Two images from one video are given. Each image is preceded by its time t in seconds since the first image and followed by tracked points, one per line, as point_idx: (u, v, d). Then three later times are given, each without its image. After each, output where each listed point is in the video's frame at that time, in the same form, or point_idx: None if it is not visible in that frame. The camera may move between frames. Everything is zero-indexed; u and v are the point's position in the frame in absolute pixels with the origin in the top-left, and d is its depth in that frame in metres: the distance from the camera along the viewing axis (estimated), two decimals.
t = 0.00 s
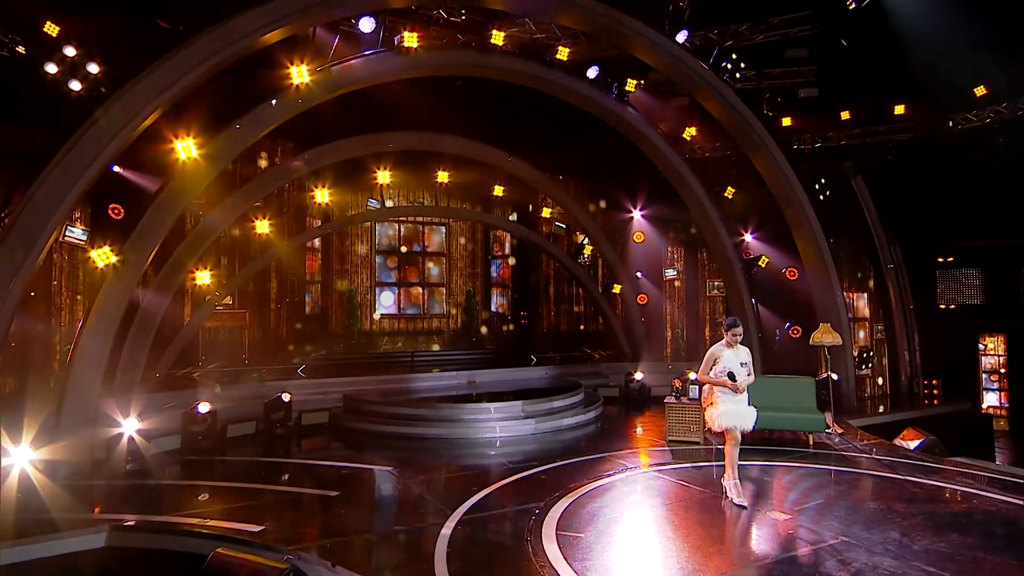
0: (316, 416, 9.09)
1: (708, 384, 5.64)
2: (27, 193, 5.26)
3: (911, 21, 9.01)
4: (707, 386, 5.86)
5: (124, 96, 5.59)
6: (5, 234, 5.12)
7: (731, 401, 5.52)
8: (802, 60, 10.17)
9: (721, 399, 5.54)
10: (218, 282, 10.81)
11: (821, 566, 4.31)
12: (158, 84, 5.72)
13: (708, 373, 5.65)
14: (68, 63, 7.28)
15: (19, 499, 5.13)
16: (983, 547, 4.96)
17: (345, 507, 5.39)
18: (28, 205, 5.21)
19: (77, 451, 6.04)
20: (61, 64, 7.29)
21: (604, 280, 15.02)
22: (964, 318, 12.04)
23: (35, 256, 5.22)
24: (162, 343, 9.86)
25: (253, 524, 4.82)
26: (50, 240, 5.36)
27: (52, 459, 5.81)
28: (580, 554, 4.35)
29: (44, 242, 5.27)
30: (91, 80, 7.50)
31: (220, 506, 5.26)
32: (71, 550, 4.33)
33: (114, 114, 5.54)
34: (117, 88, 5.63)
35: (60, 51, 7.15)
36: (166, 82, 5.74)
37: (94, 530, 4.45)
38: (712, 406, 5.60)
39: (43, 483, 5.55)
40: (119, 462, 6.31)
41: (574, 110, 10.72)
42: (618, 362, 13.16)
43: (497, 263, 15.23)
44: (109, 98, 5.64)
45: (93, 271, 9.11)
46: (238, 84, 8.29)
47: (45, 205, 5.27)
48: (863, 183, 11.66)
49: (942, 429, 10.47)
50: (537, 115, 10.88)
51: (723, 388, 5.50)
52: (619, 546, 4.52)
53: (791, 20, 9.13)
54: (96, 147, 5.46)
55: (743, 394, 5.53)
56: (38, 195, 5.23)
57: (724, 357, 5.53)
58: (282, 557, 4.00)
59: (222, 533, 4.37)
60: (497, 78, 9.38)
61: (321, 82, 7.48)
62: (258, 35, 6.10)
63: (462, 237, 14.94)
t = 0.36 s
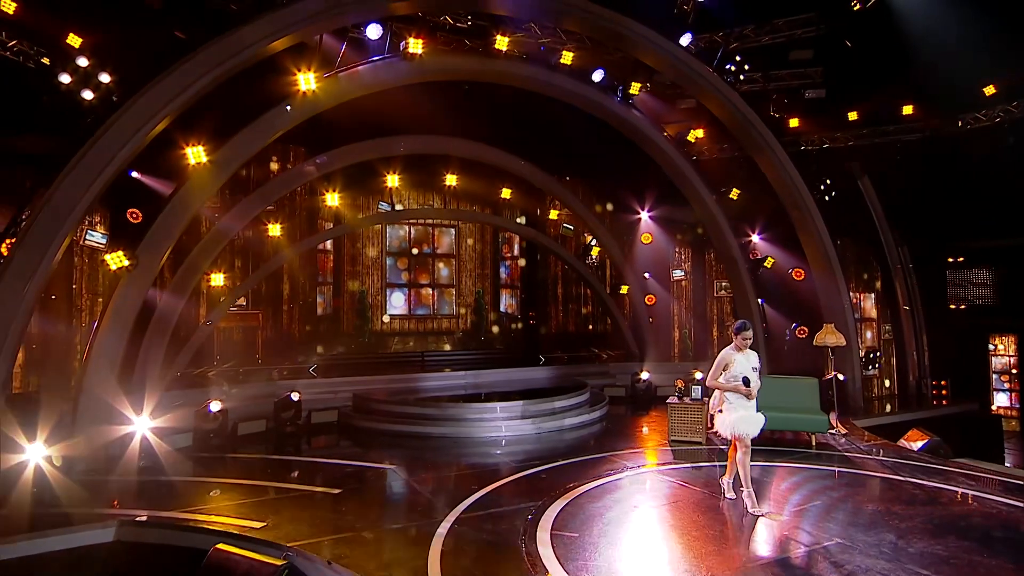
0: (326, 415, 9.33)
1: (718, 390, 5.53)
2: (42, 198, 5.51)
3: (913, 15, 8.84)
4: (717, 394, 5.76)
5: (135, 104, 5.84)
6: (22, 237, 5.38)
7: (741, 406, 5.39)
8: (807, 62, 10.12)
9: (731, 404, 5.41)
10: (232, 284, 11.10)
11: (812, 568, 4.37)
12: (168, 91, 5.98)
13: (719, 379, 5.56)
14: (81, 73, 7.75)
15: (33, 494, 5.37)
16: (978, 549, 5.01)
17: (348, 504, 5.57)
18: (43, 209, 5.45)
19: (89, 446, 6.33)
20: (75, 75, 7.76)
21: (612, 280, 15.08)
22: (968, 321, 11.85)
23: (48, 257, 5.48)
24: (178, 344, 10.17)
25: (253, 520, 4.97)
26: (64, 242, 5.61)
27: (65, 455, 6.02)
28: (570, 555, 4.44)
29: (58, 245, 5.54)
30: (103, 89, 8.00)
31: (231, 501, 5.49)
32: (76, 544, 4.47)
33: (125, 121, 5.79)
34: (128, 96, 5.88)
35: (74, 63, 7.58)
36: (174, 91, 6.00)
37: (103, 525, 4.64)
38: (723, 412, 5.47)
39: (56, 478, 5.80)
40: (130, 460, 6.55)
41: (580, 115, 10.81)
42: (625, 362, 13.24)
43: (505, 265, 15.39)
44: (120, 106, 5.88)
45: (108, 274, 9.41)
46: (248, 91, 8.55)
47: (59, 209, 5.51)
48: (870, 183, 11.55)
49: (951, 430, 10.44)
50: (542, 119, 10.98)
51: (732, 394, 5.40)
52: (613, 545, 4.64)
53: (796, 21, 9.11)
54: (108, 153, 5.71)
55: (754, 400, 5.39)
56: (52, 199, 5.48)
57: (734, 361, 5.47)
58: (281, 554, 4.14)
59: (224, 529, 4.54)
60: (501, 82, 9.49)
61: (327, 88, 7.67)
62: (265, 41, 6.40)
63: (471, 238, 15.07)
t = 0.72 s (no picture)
0: (339, 413, 9.62)
1: (731, 392, 5.52)
2: (63, 205, 5.79)
3: (919, 11, 8.55)
4: (727, 397, 5.73)
5: (149, 115, 6.11)
6: (46, 240, 5.64)
7: (755, 408, 5.40)
8: (818, 62, 10.03)
9: (744, 407, 5.41)
10: (249, 285, 11.43)
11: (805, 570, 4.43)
12: (181, 102, 6.24)
13: (731, 380, 5.53)
14: (100, 85, 8.21)
15: (58, 486, 5.66)
16: (976, 552, 5.02)
17: (356, 500, 5.78)
18: (64, 216, 5.71)
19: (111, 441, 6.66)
20: (95, 86, 8.21)
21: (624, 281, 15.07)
22: (984, 320, 11.68)
23: (70, 262, 5.74)
24: (200, 343, 10.56)
25: (259, 517, 5.14)
26: (85, 246, 5.88)
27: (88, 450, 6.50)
28: (565, 554, 4.57)
29: (79, 247, 5.80)
30: (121, 99, 8.42)
31: (244, 497, 5.72)
32: (86, 537, 4.71)
33: (141, 130, 6.06)
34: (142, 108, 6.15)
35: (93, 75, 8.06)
36: (187, 102, 6.26)
37: (121, 517, 4.88)
38: (736, 414, 5.45)
39: (79, 472, 6.11)
40: (150, 455, 6.88)
41: (589, 118, 10.88)
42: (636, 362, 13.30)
43: (518, 266, 15.50)
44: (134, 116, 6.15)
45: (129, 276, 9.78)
46: (262, 99, 8.82)
47: (80, 214, 5.78)
48: (881, 183, 11.48)
49: (965, 431, 10.34)
50: (551, 122, 11.05)
51: (743, 395, 5.43)
52: (608, 546, 4.76)
53: (805, 22, 9.05)
54: (124, 161, 5.99)
55: (767, 402, 5.42)
56: (73, 205, 5.75)
57: (746, 362, 5.48)
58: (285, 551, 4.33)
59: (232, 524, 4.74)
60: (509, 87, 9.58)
61: (339, 92, 7.91)
62: (278, 50, 6.66)
63: (483, 240, 15.15)
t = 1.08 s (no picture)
0: (355, 411, 9.95)
1: (741, 394, 5.55)
2: (89, 210, 5.93)
3: (935, 7, 8.31)
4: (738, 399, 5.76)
5: (171, 122, 6.36)
6: (73, 243, 5.76)
7: (766, 412, 5.43)
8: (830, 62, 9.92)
9: (753, 411, 5.45)
10: (270, 287, 11.78)
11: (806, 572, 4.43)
12: (201, 111, 6.51)
13: (741, 383, 5.55)
14: (124, 97, 8.73)
15: (85, 479, 5.99)
16: (982, 555, 4.96)
17: (366, 493, 6.02)
18: (90, 219, 5.85)
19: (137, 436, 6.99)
20: (120, 98, 8.76)
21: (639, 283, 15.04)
22: (1008, 320, 11.41)
23: (95, 265, 5.81)
24: (223, 342, 10.97)
25: (270, 510, 5.37)
26: (112, 247, 6.01)
27: (115, 444, 6.73)
28: (570, 551, 4.58)
29: (106, 250, 5.91)
30: (143, 109, 8.94)
31: (260, 492, 5.97)
32: (112, 527, 5.05)
33: (164, 136, 6.30)
34: (165, 116, 6.41)
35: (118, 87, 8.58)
36: (206, 110, 6.54)
37: (142, 509, 5.21)
38: (746, 417, 5.50)
39: (105, 464, 6.45)
40: (173, 449, 7.24)
41: (600, 121, 10.90)
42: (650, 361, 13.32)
43: (533, 266, 15.62)
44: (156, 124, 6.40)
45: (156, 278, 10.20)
46: (280, 106, 9.15)
47: (105, 219, 5.92)
48: (897, 181, 11.37)
49: (986, 433, 10.13)
50: (563, 126, 11.11)
51: (753, 398, 5.45)
52: (608, 543, 4.84)
53: (817, 22, 8.99)
54: (148, 167, 6.21)
55: (778, 404, 5.44)
56: (99, 209, 5.89)
57: (757, 364, 5.47)
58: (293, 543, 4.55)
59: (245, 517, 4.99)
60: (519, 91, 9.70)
61: (349, 100, 8.07)
62: (293, 59, 6.95)
63: (500, 241, 15.35)
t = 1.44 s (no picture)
0: (372, 399, 10.22)
1: (750, 388, 5.42)
2: (114, 207, 6.20)
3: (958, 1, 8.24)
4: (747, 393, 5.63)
5: (191, 122, 6.60)
6: (100, 240, 6.06)
7: (775, 406, 5.27)
8: (844, 52, 9.79)
9: (763, 405, 5.31)
10: (290, 279, 12.16)
11: (797, 560, 4.51)
12: (219, 111, 6.75)
13: (750, 377, 5.42)
14: (145, 99, 9.07)
15: (113, 464, 6.37)
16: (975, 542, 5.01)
17: (376, 479, 6.31)
18: (115, 216, 6.13)
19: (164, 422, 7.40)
20: (141, 100, 9.10)
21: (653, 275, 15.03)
22: None
23: (122, 257, 6.14)
24: (246, 332, 11.41)
25: (283, 495, 5.65)
26: (136, 241, 6.31)
27: (142, 431, 7.15)
28: (568, 541, 4.73)
29: (131, 243, 6.22)
30: (163, 111, 9.21)
31: (281, 476, 6.33)
32: (138, 508, 5.40)
33: (184, 136, 6.54)
34: (185, 115, 6.66)
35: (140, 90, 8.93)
36: (226, 109, 6.79)
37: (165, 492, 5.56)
38: (755, 412, 5.36)
39: (132, 449, 6.85)
40: (196, 436, 7.64)
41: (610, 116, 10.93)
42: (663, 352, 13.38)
43: (547, 258, 15.79)
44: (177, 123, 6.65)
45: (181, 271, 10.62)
46: (297, 104, 9.45)
47: (130, 215, 6.21)
48: (912, 172, 11.27)
49: (1003, 426, 9.99)
50: (574, 122, 11.14)
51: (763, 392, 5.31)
52: (607, 531, 4.98)
53: (831, 11, 8.95)
54: (168, 166, 6.43)
55: (788, 398, 5.27)
56: (124, 206, 6.17)
57: (765, 358, 5.36)
58: (304, 527, 4.83)
59: (260, 502, 5.29)
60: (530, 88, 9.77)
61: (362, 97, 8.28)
62: (305, 59, 7.21)
63: (516, 234, 15.59)
